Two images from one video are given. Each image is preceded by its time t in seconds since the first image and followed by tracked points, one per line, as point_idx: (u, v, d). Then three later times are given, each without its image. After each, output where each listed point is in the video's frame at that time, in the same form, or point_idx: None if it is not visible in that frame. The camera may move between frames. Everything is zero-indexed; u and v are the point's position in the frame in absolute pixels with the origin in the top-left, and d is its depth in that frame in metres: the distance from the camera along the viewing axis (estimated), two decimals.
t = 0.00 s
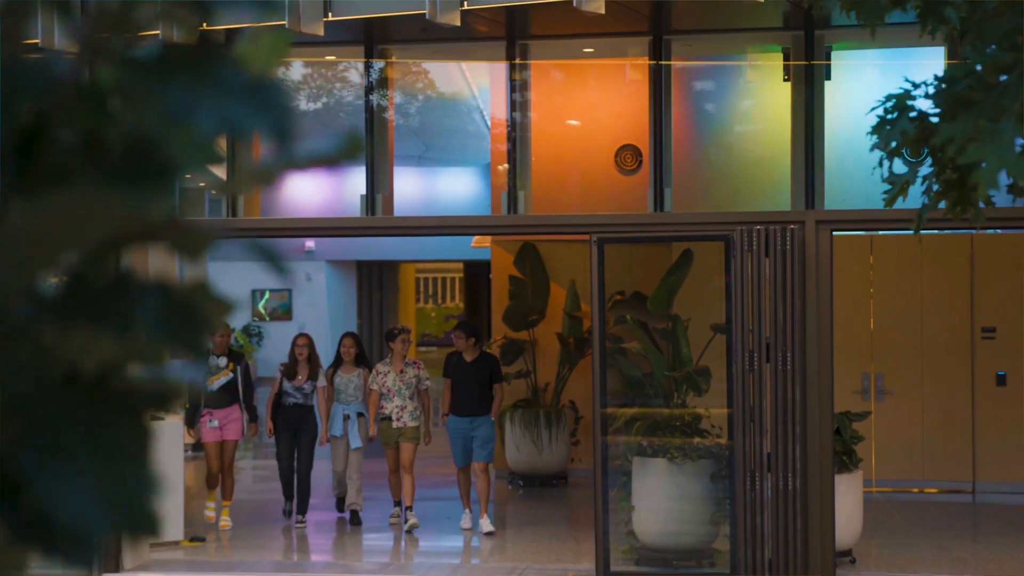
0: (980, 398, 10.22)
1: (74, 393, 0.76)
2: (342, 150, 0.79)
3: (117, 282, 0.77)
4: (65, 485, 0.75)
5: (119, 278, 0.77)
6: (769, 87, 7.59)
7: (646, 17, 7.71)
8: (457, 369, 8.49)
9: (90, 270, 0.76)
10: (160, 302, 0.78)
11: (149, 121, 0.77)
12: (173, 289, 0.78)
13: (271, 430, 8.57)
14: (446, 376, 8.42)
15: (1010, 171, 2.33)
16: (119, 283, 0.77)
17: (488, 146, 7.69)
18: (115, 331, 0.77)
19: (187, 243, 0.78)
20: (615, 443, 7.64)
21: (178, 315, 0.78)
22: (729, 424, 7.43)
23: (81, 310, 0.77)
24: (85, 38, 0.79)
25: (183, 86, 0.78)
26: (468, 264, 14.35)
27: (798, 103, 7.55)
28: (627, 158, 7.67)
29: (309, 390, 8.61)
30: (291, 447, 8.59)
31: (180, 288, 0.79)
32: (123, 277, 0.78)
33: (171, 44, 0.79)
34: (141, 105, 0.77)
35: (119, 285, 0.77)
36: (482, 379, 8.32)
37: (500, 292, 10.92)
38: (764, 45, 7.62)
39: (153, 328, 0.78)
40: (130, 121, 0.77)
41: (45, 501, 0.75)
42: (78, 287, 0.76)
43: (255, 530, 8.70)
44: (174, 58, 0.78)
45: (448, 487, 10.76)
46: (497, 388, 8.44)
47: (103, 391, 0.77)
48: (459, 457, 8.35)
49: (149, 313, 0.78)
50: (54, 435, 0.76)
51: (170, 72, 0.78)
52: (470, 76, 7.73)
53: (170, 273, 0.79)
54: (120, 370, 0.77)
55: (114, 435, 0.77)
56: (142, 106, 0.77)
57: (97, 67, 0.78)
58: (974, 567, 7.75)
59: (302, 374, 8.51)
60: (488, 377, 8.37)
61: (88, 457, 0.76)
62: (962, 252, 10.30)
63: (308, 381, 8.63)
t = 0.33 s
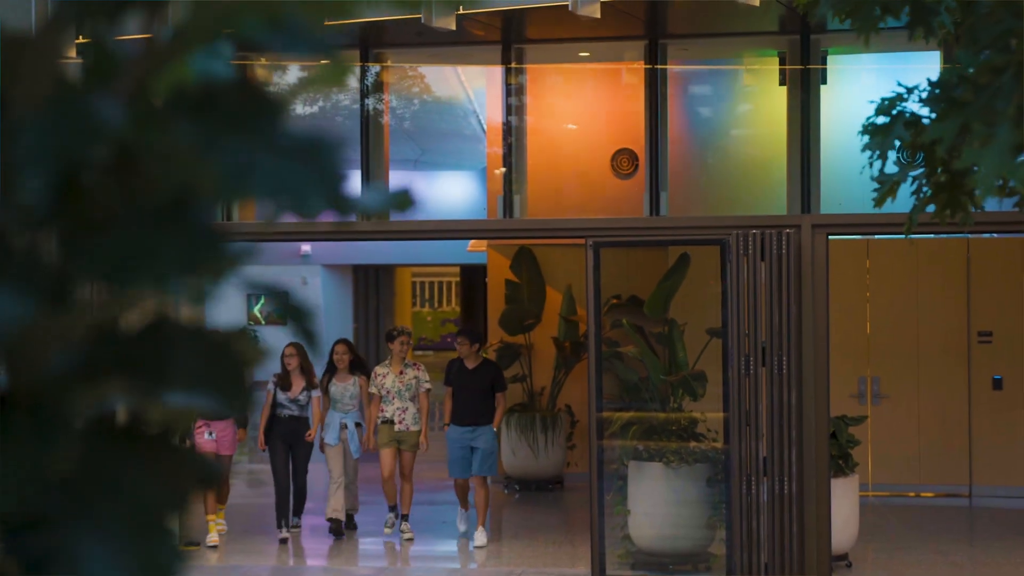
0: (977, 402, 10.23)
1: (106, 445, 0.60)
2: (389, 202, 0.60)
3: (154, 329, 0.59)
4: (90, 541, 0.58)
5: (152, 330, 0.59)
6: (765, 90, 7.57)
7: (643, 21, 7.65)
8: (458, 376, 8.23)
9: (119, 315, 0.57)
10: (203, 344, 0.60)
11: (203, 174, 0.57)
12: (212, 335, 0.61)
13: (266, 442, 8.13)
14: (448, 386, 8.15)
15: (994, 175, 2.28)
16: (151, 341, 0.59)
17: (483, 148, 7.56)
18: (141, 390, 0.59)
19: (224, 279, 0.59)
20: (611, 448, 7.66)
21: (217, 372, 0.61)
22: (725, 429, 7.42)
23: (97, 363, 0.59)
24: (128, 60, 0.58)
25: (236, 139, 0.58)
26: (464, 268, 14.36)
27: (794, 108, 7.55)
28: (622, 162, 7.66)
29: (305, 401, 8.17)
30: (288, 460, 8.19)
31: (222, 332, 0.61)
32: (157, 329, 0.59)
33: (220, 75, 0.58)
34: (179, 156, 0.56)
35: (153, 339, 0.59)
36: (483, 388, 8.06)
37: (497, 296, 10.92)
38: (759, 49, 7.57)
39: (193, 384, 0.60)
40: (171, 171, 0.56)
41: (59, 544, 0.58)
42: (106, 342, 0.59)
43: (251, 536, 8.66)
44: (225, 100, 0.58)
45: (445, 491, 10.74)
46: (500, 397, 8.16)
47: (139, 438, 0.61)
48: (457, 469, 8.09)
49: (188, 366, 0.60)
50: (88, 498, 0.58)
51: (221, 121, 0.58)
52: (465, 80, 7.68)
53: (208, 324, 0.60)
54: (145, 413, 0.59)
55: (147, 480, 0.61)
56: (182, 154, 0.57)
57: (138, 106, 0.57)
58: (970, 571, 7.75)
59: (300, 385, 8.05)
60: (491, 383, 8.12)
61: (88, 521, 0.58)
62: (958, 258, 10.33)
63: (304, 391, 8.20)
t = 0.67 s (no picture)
0: (967, 409, 10.26)
1: (67, 445, 0.76)
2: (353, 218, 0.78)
3: (107, 330, 0.76)
4: (36, 555, 0.74)
5: (120, 325, 0.76)
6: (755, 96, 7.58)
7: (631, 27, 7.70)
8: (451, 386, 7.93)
9: (78, 315, 0.75)
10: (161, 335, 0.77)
11: (156, 171, 0.72)
12: (167, 334, 0.77)
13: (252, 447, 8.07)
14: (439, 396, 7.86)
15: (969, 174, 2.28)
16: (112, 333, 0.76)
17: (474, 155, 7.69)
18: (103, 390, 0.76)
19: (192, 285, 0.78)
20: (602, 454, 7.60)
21: (173, 374, 0.78)
22: (715, 434, 7.44)
23: (65, 352, 0.76)
24: (97, 58, 0.74)
25: (190, 134, 0.73)
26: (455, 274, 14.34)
27: (784, 113, 7.56)
28: (614, 167, 7.66)
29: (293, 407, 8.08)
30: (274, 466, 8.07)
31: (177, 336, 0.78)
32: (115, 329, 0.76)
33: (180, 79, 0.74)
34: (139, 150, 0.73)
35: (111, 332, 0.76)
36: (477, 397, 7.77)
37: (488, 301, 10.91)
38: (749, 54, 7.69)
39: (149, 385, 0.77)
40: (130, 166, 0.73)
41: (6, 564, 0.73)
42: (69, 344, 0.76)
43: (242, 542, 8.66)
44: (189, 95, 0.74)
45: (435, 497, 10.74)
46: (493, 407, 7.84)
47: (99, 441, 0.78)
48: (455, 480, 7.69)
49: (142, 366, 0.77)
50: (46, 515, 0.75)
51: (176, 113, 0.74)
52: (455, 85, 7.71)
53: (156, 303, 0.77)
54: (106, 413, 0.76)
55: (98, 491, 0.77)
56: (143, 147, 0.73)
57: (100, 101, 0.74)
58: None
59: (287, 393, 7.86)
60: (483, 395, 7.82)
61: (54, 513, 0.75)
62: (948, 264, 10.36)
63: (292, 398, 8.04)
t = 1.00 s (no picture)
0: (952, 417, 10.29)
1: (24, 460, 0.82)
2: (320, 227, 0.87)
3: (78, 328, 0.83)
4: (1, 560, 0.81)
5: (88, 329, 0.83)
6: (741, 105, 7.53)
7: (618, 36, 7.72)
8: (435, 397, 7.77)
9: (47, 315, 0.83)
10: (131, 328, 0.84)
11: (115, 175, 0.81)
12: (131, 348, 0.84)
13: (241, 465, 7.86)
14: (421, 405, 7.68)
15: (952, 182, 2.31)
16: (77, 342, 0.83)
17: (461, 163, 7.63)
18: (62, 393, 0.82)
19: (165, 297, 0.87)
20: (587, 462, 7.66)
21: (136, 392, 0.85)
22: (700, 442, 7.45)
23: (34, 348, 0.83)
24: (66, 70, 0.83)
25: (150, 136, 0.82)
26: (442, 280, 14.32)
27: (770, 122, 7.54)
28: (600, 175, 7.65)
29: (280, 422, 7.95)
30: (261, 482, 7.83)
31: (141, 346, 0.85)
32: (79, 331, 0.83)
33: (141, 84, 0.83)
34: (102, 151, 0.81)
35: (72, 344, 0.83)
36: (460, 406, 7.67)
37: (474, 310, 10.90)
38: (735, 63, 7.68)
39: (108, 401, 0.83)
40: (95, 172, 0.81)
41: None
42: (37, 348, 0.83)
43: (227, 552, 8.64)
44: (147, 96, 0.84)
45: (421, 506, 10.72)
46: (479, 417, 7.76)
47: (65, 451, 0.83)
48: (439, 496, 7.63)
49: (105, 368, 0.83)
50: (6, 516, 0.81)
51: (135, 115, 0.83)
52: (441, 92, 7.54)
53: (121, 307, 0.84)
54: (68, 426, 0.82)
55: (62, 503, 0.83)
56: (105, 150, 0.82)
57: (53, 101, 0.83)
58: None
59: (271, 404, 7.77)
60: (468, 405, 7.70)
61: (30, 518, 0.82)
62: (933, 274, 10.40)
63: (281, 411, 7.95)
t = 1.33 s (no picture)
0: (935, 427, 10.28)
1: None
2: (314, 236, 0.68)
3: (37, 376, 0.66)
4: None
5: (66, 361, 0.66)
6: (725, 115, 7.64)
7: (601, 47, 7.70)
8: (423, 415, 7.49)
9: (32, 344, 0.64)
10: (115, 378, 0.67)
11: (100, 192, 0.63)
12: (118, 369, 0.68)
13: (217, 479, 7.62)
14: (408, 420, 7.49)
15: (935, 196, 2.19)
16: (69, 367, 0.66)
17: (444, 172, 7.65)
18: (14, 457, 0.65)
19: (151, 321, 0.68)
20: (571, 472, 7.66)
21: (121, 411, 0.66)
22: (684, 452, 7.41)
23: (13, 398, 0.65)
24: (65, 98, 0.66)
25: (141, 165, 0.63)
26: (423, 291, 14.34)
27: (753, 133, 7.60)
28: (584, 185, 7.66)
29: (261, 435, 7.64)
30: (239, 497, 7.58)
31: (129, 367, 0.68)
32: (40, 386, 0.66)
33: (132, 112, 0.65)
34: (89, 179, 0.63)
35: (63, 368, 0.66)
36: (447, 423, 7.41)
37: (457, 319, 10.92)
38: (718, 74, 7.77)
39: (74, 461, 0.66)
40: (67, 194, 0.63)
41: None
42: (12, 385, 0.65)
43: (208, 563, 8.60)
44: (141, 128, 0.65)
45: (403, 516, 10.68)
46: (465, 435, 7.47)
47: (54, 472, 0.66)
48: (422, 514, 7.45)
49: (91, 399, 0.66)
50: None
51: (128, 142, 0.64)
52: (424, 102, 7.76)
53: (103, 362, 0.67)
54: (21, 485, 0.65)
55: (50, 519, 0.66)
56: (91, 178, 0.63)
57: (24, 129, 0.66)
58: None
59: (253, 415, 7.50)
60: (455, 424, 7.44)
61: None
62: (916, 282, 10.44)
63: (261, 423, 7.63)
